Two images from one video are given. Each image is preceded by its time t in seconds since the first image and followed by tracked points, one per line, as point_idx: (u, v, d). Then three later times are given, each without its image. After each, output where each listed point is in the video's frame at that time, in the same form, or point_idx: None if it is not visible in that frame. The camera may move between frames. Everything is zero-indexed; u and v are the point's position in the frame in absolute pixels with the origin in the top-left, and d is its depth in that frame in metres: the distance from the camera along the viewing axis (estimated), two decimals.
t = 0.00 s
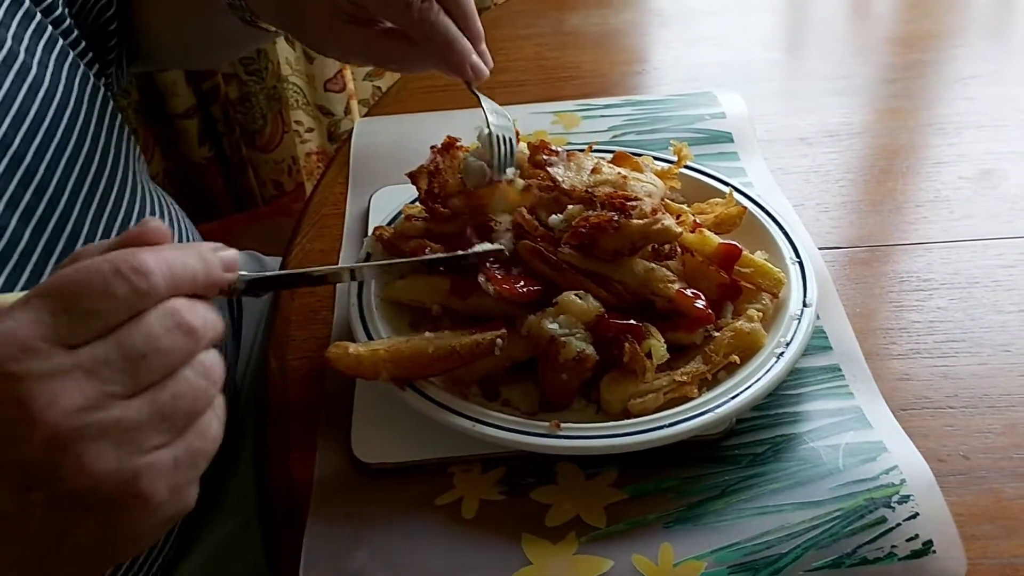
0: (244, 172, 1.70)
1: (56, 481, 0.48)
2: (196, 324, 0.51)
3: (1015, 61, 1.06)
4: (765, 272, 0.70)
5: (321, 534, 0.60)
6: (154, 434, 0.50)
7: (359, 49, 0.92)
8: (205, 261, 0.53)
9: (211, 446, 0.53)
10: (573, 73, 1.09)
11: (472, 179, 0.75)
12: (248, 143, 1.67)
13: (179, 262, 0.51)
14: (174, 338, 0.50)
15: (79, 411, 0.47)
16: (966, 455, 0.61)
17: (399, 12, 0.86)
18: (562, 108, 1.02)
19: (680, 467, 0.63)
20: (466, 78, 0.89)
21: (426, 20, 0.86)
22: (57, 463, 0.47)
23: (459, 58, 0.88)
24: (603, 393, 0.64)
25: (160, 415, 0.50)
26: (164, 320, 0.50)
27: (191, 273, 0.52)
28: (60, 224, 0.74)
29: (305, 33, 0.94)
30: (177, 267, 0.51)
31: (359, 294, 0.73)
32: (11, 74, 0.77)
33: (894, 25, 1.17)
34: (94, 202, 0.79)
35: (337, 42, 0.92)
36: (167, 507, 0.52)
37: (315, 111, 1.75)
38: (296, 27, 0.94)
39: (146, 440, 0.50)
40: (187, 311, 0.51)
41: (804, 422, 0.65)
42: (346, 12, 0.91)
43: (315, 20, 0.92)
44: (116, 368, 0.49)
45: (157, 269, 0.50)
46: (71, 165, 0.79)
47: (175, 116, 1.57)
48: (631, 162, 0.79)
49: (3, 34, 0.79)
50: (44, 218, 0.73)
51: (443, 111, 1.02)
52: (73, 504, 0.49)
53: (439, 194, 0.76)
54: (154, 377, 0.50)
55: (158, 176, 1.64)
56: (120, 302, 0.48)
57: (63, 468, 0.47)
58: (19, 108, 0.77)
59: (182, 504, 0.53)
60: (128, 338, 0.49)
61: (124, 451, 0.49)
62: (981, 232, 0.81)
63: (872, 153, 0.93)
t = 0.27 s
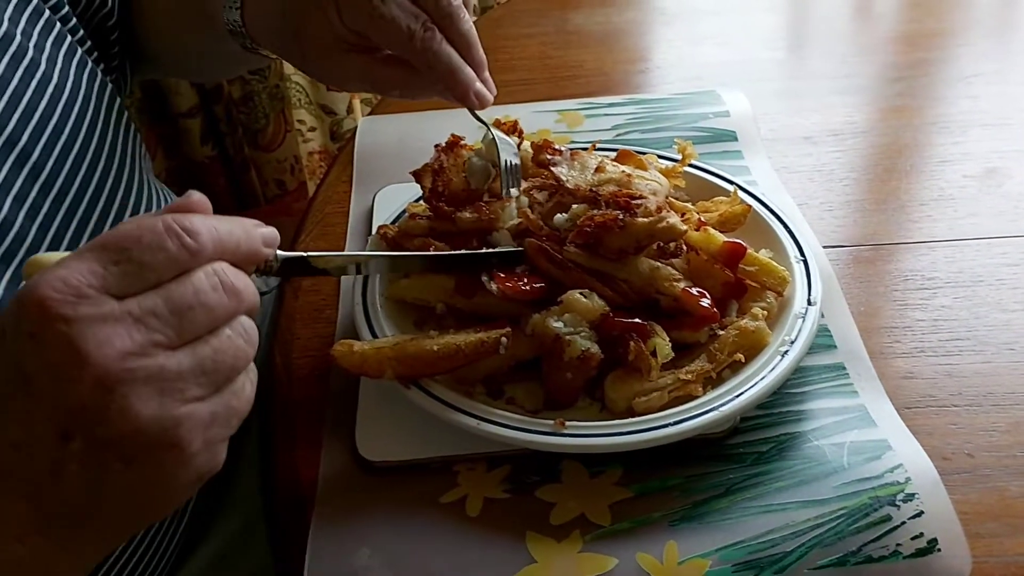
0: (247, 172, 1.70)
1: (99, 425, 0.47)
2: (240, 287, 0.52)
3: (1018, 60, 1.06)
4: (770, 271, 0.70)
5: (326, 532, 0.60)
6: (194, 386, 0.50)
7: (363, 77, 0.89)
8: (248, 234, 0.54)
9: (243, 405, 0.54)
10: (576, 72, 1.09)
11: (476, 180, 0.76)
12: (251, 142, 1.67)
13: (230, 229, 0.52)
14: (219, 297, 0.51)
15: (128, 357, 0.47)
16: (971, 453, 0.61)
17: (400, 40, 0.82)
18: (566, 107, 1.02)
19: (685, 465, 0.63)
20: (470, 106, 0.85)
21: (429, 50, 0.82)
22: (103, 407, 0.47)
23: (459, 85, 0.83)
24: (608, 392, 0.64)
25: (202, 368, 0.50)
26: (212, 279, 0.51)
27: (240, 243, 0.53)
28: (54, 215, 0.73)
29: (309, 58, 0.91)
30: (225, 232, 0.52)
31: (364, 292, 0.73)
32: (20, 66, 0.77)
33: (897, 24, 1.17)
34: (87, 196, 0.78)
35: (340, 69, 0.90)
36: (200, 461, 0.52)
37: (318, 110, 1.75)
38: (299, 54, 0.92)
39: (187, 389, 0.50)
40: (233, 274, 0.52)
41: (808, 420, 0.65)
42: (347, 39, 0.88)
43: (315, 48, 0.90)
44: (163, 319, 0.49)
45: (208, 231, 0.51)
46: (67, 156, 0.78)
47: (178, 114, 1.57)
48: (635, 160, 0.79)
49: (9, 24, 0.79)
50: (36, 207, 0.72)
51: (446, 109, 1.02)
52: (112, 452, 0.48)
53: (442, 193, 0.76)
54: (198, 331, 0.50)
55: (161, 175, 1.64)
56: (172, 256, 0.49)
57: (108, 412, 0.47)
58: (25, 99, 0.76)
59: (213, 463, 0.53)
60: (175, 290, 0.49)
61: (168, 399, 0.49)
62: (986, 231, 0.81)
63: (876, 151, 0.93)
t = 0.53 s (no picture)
0: (246, 173, 1.70)
1: (50, 358, 0.50)
2: (204, 246, 0.55)
3: (1017, 59, 1.06)
4: (769, 270, 0.70)
5: (324, 532, 0.60)
6: (148, 330, 0.52)
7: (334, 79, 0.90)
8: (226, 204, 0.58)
9: (203, 362, 0.55)
10: (575, 72, 1.09)
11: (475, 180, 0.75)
12: (250, 143, 1.67)
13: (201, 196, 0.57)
14: (179, 248, 0.54)
15: (82, 292, 0.50)
16: (970, 452, 0.61)
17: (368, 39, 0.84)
18: (564, 107, 1.02)
19: (684, 465, 0.63)
20: (443, 94, 0.86)
21: (397, 42, 0.84)
22: (54, 338, 0.50)
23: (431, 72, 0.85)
24: (607, 392, 0.64)
25: (159, 314, 0.53)
26: (174, 231, 0.54)
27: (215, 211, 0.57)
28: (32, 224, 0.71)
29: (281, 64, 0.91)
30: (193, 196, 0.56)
31: (362, 292, 0.73)
32: (20, 66, 0.78)
33: (895, 23, 1.16)
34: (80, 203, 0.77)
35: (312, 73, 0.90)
36: (155, 409, 0.53)
37: (317, 111, 1.75)
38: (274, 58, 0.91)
39: (140, 330, 0.52)
40: (198, 232, 0.55)
41: (807, 419, 0.65)
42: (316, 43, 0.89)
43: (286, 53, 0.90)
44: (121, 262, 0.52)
45: (176, 193, 0.55)
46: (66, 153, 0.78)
47: (177, 115, 1.57)
48: (634, 160, 0.79)
49: (10, 26, 0.79)
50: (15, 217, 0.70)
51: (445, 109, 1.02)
52: (63, 387, 0.51)
53: (442, 193, 0.75)
54: (156, 279, 0.53)
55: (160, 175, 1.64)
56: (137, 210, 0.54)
57: (58, 343, 0.50)
58: (25, 100, 0.77)
59: (169, 417, 0.54)
60: (134, 237, 0.53)
61: (121, 337, 0.51)
62: (984, 230, 0.81)
63: (875, 150, 0.93)
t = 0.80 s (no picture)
0: (248, 173, 1.70)
1: (55, 330, 0.51)
2: (205, 228, 0.57)
3: (1016, 60, 1.06)
4: (771, 271, 0.70)
5: (327, 533, 0.60)
6: (151, 304, 0.53)
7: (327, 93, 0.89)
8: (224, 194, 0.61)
9: (206, 338, 0.55)
10: (576, 73, 1.09)
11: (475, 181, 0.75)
12: (251, 143, 1.67)
13: (203, 186, 0.60)
14: (179, 227, 0.56)
15: (86, 267, 0.52)
16: (972, 454, 0.61)
17: (359, 54, 0.84)
18: (566, 108, 1.02)
19: (687, 466, 0.63)
20: (437, 106, 0.85)
21: (389, 57, 0.83)
22: (58, 311, 0.51)
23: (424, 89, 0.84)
24: (610, 392, 0.64)
25: (162, 290, 0.54)
26: (176, 213, 0.56)
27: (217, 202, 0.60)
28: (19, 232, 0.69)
29: (277, 79, 0.91)
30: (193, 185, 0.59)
31: (364, 292, 0.73)
32: (19, 67, 0.77)
33: (896, 24, 1.17)
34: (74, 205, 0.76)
35: (306, 87, 0.90)
36: (160, 381, 0.53)
37: (318, 111, 1.75)
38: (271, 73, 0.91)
39: (144, 305, 0.53)
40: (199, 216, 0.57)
41: (809, 420, 0.65)
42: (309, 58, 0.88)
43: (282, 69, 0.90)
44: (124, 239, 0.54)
45: (179, 181, 0.58)
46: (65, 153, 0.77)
47: (178, 116, 1.56)
48: (635, 161, 0.79)
49: (10, 29, 0.79)
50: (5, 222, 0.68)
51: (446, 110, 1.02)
52: (67, 359, 0.51)
53: (443, 193, 0.76)
54: (159, 257, 0.55)
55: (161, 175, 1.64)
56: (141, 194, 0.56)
57: (62, 317, 0.51)
58: (23, 100, 0.76)
59: (175, 390, 0.54)
60: (138, 216, 0.55)
61: (125, 311, 0.52)
62: (985, 231, 0.81)
63: (876, 151, 0.93)
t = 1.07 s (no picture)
0: (249, 169, 1.70)
1: (64, 278, 0.51)
2: (212, 197, 0.57)
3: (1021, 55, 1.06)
4: (774, 266, 0.70)
5: (329, 528, 0.60)
6: (158, 257, 0.53)
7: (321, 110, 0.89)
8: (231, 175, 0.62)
9: (212, 297, 0.55)
10: (578, 68, 1.09)
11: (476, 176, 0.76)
12: (252, 139, 1.67)
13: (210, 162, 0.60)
14: (186, 190, 0.56)
15: (95, 221, 0.52)
16: (976, 449, 0.61)
17: (349, 75, 0.83)
18: (568, 103, 1.02)
19: (690, 461, 0.63)
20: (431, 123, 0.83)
21: (378, 77, 0.81)
22: (68, 260, 0.51)
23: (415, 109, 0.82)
24: (612, 387, 0.64)
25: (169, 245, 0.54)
26: (184, 179, 0.57)
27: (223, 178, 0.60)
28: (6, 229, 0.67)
29: (272, 95, 0.91)
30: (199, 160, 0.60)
31: (366, 287, 0.73)
32: (15, 64, 0.77)
33: (898, 19, 1.16)
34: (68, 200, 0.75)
35: (301, 104, 0.89)
36: (165, 331, 0.52)
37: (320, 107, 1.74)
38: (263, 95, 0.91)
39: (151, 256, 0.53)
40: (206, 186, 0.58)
41: (813, 416, 0.65)
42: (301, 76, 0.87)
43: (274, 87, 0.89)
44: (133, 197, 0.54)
45: (185, 154, 0.59)
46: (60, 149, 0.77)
47: (180, 112, 1.57)
48: (639, 156, 0.78)
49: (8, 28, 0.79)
50: None
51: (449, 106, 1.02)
52: (75, 307, 0.51)
53: (445, 187, 0.76)
54: (166, 218, 0.55)
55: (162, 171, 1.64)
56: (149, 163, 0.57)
57: (71, 265, 0.51)
58: (20, 94, 0.76)
59: (181, 342, 0.53)
60: (145, 180, 0.55)
61: (133, 262, 0.52)
62: (990, 226, 0.80)
63: (879, 146, 0.93)
